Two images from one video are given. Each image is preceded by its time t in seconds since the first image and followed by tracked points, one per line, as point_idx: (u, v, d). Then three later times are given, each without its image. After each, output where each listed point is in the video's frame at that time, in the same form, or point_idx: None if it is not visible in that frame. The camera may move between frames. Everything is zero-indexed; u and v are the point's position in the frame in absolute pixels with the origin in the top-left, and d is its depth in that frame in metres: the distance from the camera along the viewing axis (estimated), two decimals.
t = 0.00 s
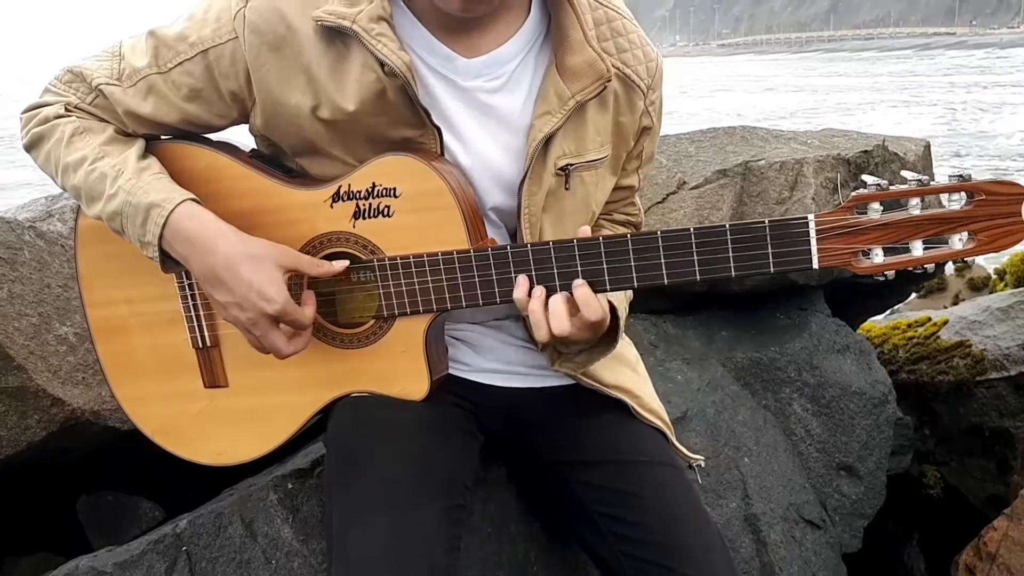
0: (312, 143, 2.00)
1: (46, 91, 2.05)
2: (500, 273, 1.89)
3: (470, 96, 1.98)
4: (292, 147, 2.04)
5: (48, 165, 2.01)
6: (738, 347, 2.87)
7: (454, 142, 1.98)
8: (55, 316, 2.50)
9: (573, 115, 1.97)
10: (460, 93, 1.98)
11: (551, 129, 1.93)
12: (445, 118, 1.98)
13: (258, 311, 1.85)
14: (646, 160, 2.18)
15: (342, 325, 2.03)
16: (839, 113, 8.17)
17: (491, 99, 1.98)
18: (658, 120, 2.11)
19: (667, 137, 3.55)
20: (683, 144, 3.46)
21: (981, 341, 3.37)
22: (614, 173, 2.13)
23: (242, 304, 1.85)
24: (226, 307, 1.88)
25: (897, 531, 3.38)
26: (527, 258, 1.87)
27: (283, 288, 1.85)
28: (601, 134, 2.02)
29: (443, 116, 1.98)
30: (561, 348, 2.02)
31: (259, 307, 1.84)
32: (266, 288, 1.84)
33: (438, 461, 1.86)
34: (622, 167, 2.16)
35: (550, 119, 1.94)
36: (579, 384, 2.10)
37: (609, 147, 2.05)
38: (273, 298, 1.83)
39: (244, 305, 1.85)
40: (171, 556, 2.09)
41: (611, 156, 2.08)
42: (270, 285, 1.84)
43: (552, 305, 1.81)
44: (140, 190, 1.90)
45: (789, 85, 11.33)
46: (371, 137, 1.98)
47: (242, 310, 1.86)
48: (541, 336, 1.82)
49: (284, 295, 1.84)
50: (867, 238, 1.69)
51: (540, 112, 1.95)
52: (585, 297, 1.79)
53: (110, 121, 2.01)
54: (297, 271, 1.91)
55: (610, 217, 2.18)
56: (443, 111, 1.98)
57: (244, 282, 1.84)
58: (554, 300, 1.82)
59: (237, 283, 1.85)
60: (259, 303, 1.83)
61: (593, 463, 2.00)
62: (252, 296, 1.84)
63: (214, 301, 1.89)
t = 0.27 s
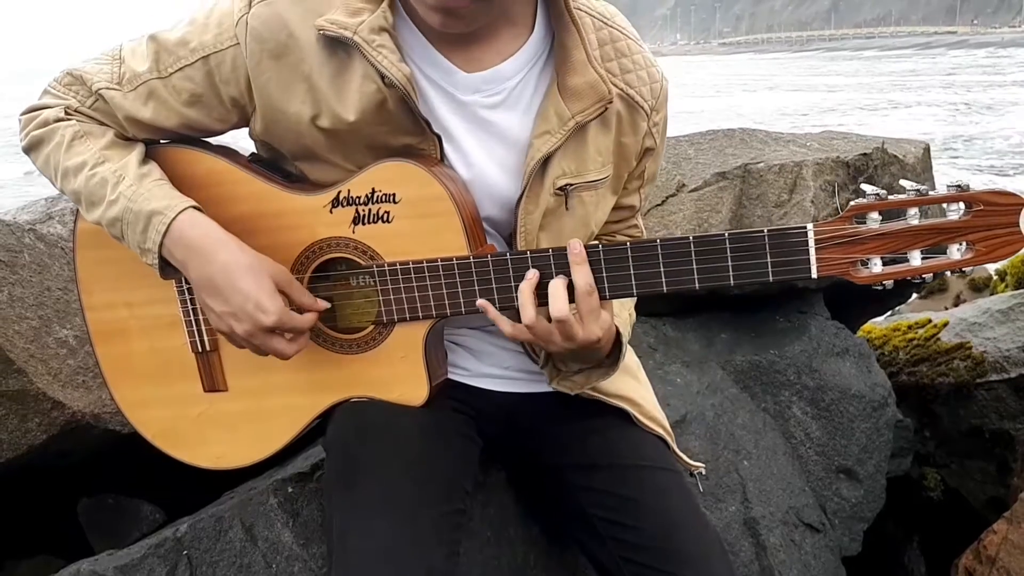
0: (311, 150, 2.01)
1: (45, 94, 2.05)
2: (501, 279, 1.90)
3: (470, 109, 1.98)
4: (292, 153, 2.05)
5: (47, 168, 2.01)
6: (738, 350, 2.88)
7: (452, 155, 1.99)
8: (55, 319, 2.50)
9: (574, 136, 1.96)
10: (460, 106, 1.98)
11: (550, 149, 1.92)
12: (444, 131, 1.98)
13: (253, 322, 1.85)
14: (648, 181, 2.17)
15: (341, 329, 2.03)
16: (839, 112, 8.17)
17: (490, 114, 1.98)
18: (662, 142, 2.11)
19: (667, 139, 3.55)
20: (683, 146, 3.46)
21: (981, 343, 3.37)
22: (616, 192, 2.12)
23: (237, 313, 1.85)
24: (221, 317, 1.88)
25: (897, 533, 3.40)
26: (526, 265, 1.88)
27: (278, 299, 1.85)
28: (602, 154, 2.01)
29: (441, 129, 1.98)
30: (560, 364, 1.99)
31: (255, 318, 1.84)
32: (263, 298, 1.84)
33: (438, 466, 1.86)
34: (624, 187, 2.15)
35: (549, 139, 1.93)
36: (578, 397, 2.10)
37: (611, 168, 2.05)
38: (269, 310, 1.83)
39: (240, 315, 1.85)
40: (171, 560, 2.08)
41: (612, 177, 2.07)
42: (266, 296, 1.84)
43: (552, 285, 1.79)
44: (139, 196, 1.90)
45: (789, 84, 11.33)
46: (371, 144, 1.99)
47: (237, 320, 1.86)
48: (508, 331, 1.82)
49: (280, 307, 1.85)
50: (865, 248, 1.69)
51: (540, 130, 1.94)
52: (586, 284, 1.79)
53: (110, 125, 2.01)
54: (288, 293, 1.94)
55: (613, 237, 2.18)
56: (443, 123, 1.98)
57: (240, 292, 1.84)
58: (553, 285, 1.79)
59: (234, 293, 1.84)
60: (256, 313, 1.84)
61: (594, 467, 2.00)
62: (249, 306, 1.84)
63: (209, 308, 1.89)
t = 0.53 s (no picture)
0: (310, 156, 2.01)
1: (46, 101, 2.05)
2: (500, 284, 1.90)
3: (469, 115, 1.98)
4: (291, 158, 2.05)
5: (48, 174, 2.01)
6: (738, 354, 2.87)
7: (453, 162, 1.99)
8: (56, 321, 2.50)
9: (572, 140, 1.97)
10: (459, 113, 1.98)
11: (549, 154, 1.93)
12: (444, 139, 1.98)
13: (249, 329, 1.85)
14: (647, 184, 2.16)
15: (341, 334, 2.03)
16: (841, 112, 8.17)
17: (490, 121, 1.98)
18: (661, 146, 2.12)
19: (668, 142, 3.55)
20: (684, 149, 3.46)
21: (981, 346, 3.39)
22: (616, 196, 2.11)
23: (234, 321, 1.85)
24: (218, 322, 1.87)
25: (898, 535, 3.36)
26: (524, 269, 1.88)
27: (275, 306, 1.86)
28: (602, 159, 2.01)
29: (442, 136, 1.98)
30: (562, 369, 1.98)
31: (251, 325, 1.84)
32: (259, 305, 1.84)
33: (438, 471, 1.86)
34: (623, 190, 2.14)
35: (548, 144, 1.94)
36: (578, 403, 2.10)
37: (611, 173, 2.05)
38: (265, 317, 1.84)
39: (236, 322, 1.85)
40: (171, 563, 2.09)
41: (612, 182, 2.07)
42: (262, 303, 1.85)
43: (552, 288, 1.79)
44: (138, 203, 1.91)
45: (792, 84, 11.33)
46: (371, 151, 1.99)
47: (234, 327, 1.86)
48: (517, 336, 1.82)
49: (276, 314, 1.85)
50: (863, 252, 1.69)
51: (539, 135, 1.95)
52: (586, 290, 1.79)
53: (110, 132, 2.02)
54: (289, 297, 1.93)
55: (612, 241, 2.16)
56: (443, 130, 1.98)
57: (237, 299, 1.84)
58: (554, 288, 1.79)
59: (230, 300, 1.85)
60: (252, 320, 1.84)
61: (594, 472, 2.00)
62: (245, 313, 1.84)
63: (206, 313, 1.89)
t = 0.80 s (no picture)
0: (310, 162, 2.02)
1: (46, 106, 2.06)
2: (500, 289, 1.90)
3: (469, 119, 1.98)
4: (291, 163, 2.05)
5: (48, 180, 2.02)
6: (738, 357, 2.87)
7: (453, 166, 1.99)
8: (56, 325, 2.52)
9: (573, 145, 1.97)
10: (459, 117, 1.98)
11: (549, 158, 1.93)
12: (444, 143, 1.98)
13: (253, 332, 1.85)
14: (646, 189, 2.17)
15: (341, 338, 2.04)
16: (842, 113, 8.18)
17: (490, 125, 1.98)
18: (661, 150, 2.12)
19: (668, 146, 3.56)
20: (685, 153, 3.47)
21: (981, 349, 3.40)
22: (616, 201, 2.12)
23: (238, 323, 1.85)
24: (221, 325, 1.87)
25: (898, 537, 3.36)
26: (524, 275, 1.88)
27: (278, 308, 1.86)
28: (602, 163, 2.01)
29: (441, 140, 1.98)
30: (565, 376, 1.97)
31: (255, 328, 1.85)
32: (263, 308, 1.85)
33: (438, 476, 1.86)
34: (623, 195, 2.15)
35: (548, 149, 1.94)
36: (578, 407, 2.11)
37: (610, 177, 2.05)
38: (269, 319, 1.84)
39: (240, 325, 1.85)
40: (171, 567, 2.08)
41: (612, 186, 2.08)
42: (266, 305, 1.85)
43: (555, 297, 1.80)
44: (138, 207, 1.91)
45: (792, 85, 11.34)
46: (371, 156, 1.99)
47: (237, 330, 1.86)
48: (524, 343, 1.81)
49: (280, 317, 1.85)
50: (864, 257, 1.70)
51: (539, 140, 1.95)
52: (586, 295, 1.80)
53: (110, 137, 2.02)
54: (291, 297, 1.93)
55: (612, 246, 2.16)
56: (442, 134, 1.98)
57: (241, 302, 1.85)
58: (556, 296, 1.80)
59: (233, 303, 1.85)
60: (255, 323, 1.84)
61: (594, 476, 2.01)
62: (248, 315, 1.84)
63: (208, 317, 1.90)
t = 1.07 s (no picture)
0: (312, 167, 2.02)
1: (47, 109, 2.06)
2: (499, 295, 1.90)
3: (469, 124, 1.97)
4: (292, 168, 2.05)
5: (49, 183, 2.02)
6: (739, 360, 2.86)
7: (453, 170, 1.98)
8: (57, 328, 2.51)
9: (573, 148, 1.97)
10: (459, 122, 1.98)
11: (549, 163, 1.93)
12: (444, 147, 1.98)
13: (254, 331, 1.86)
14: (646, 191, 2.16)
15: (341, 342, 2.03)
16: (841, 113, 8.18)
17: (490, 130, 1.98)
18: (661, 153, 2.11)
19: (669, 148, 3.55)
20: (685, 155, 3.47)
21: (982, 350, 3.39)
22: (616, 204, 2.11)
23: (237, 324, 1.86)
24: (220, 327, 1.88)
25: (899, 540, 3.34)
26: (523, 281, 1.88)
27: (279, 310, 1.86)
28: (602, 167, 2.01)
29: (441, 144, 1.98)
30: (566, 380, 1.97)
31: (256, 328, 1.85)
32: (263, 308, 1.85)
33: (437, 481, 1.86)
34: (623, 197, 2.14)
35: (548, 153, 1.94)
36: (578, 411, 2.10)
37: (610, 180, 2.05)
38: (269, 319, 1.84)
39: (240, 325, 1.86)
40: (170, 572, 2.08)
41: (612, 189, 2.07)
42: (266, 305, 1.85)
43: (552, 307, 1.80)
44: (138, 210, 1.91)
45: (792, 84, 11.35)
46: (371, 161, 1.99)
47: (237, 330, 1.86)
48: (519, 354, 1.82)
49: (280, 317, 1.85)
50: (864, 265, 1.70)
51: (539, 144, 1.95)
52: (585, 305, 1.80)
53: (111, 140, 2.02)
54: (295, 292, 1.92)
55: (612, 249, 2.16)
56: (442, 139, 1.98)
57: (241, 303, 1.85)
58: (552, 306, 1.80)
59: (233, 303, 1.85)
60: (256, 322, 1.84)
61: (594, 482, 2.00)
62: (248, 315, 1.84)
63: (208, 319, 1.90)
